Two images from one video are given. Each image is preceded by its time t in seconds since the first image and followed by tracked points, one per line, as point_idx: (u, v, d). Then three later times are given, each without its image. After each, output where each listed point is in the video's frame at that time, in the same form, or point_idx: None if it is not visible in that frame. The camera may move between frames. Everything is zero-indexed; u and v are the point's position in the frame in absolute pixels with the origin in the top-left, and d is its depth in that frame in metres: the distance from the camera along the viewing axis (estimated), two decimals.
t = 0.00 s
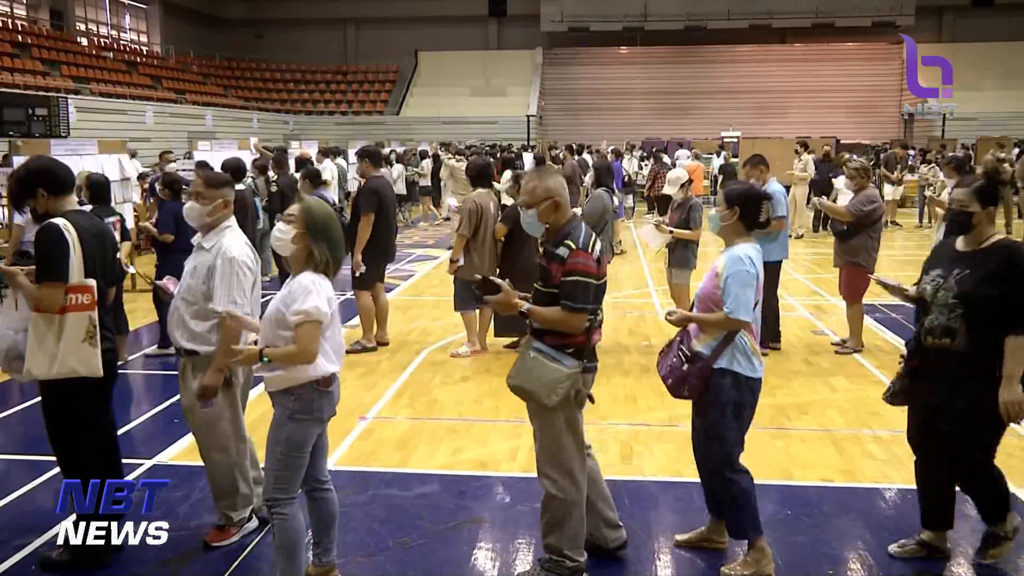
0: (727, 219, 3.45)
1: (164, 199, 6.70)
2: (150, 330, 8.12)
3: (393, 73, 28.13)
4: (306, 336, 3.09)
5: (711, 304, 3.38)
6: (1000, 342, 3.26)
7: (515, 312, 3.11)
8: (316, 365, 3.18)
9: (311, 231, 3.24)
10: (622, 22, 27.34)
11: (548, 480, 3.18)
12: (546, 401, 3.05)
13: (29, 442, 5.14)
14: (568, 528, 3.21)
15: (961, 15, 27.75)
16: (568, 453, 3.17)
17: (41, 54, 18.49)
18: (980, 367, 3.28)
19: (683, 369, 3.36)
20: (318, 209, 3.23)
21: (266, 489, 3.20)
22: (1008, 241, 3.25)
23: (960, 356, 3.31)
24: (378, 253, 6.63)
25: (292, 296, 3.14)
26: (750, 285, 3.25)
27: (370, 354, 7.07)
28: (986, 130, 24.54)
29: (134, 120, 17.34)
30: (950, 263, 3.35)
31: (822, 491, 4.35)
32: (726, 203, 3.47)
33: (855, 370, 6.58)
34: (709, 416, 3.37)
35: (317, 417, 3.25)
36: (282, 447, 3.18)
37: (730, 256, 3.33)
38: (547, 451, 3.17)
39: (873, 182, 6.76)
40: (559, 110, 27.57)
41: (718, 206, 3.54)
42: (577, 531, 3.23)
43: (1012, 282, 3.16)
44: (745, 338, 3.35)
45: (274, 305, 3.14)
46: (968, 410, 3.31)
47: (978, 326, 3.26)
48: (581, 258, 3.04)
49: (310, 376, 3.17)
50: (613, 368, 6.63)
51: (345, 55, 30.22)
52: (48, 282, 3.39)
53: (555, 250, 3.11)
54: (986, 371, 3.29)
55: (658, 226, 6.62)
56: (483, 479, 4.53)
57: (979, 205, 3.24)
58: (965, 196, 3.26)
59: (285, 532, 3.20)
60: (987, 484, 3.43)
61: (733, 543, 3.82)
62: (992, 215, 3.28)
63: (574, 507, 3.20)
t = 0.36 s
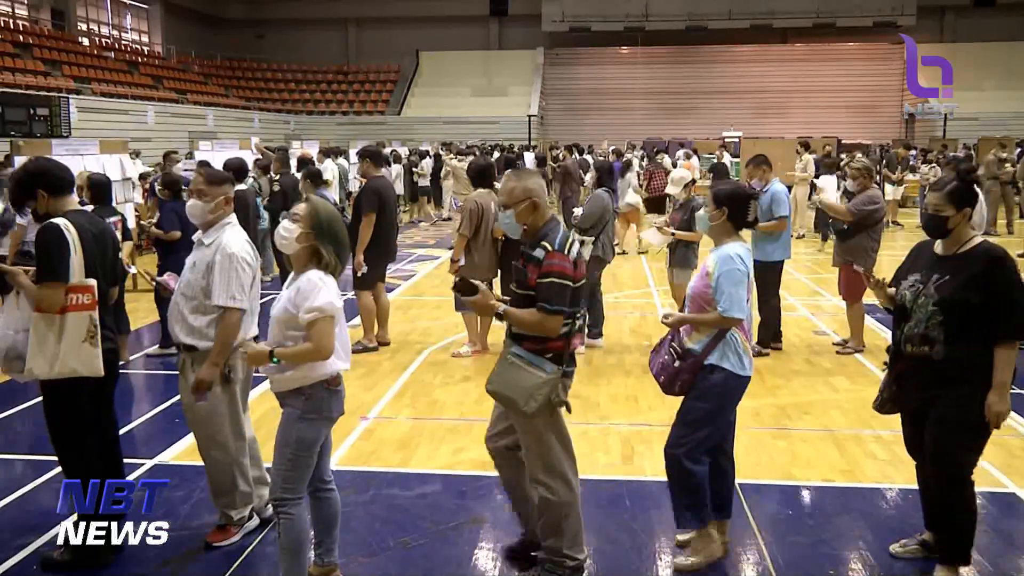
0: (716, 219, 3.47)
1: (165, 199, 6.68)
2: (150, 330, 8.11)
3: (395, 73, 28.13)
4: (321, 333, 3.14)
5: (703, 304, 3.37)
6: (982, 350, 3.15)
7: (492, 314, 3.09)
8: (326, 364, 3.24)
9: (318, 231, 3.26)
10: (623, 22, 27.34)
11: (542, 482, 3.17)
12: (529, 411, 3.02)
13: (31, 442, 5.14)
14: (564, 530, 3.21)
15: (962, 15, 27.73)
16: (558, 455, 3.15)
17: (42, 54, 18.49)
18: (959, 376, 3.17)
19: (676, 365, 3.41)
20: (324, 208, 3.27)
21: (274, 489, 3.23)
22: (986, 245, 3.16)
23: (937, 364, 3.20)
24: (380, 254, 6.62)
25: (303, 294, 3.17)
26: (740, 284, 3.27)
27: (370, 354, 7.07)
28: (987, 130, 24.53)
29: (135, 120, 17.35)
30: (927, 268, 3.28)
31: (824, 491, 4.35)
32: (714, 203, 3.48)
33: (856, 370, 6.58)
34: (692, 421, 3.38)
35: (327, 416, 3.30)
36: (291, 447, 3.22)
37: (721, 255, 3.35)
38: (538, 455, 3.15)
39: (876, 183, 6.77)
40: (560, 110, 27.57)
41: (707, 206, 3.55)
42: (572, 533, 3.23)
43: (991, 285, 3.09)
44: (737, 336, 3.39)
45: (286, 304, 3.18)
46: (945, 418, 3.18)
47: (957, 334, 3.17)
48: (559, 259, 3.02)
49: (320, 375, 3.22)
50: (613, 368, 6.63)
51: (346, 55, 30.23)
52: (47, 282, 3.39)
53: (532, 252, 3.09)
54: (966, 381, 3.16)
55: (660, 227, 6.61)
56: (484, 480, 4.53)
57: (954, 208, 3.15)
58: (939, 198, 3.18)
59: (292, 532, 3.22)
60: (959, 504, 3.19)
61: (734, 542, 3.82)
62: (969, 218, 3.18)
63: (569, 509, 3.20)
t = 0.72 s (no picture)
0: (699, 218, 3.48)
1: (168, 199, 6.68)
2: (153, 330, 8.13)
3: (398, 73, 28.17)
4: (328, 330, 3.14)
5: (687, 304, 3.37)
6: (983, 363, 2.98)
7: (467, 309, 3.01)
8: (335, 364, 3.26)
9: (325, 231, 3.28)
10: (626, 22, 27.34)
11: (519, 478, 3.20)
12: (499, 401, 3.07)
13: (34, 442, 5.15)
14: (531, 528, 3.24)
15: (966, 15, 27.70)
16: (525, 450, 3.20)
17: (46, 54, 18.54)
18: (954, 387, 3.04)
19: (662, 368, 3.40)
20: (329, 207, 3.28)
21: (277, 489, 3.24)
22: (992, 253, 2.99)
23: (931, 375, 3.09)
24: (383, 253, 6.63)
25: (312, 292, 3.18)
26: (725, 284, 3.26)
27: (373, 354, 7.09)
28: (991, 130, 24.50)
29: (139, 120, 17.39)
30: (927, 274, 3.14)
31: (826, 491, 4.35)
32: (698, 203, 3.49)
33: (859, 371, 6.57)
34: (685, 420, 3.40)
35: (333, 417, 3.32)
36: (297, 447, 3.22)
37: (705, 255, 3.34)
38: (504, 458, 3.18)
39: (880, 183, 6.76)
40: (563, 110, 27.56)
41: (691, 205, 3.56)
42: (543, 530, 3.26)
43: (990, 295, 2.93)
44: (723, 336, 3.37)
45: (294, 303, 3.19)
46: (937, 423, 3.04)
47: (953, 346, 3.02)
48: (534, 255, 3.05)
49: (328, 374, 3.24)
50: (616, 368, 6.62)
51: (349, 55, 30.27)
52: (50, 282, 3.40)
53: (510, 247, 3.11)
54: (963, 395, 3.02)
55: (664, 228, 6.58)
56: (487, 480, 4.53)
57: (960, 210, 3.01)
58: (943, 199, 3.05)
59: (295, 533, 3.23)
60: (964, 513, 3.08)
61: (737, 543, 3.82)
62: (975, 223, 3.04)
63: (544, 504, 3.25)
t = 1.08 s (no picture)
0: (682, 218, 3.50)
1: (171, 199, 6.68)
2: (156, 330, 8.14)
3: (401, 73, 28.18)
4: (329, 331, 3.15)
5: (664, 307, 3.39)
6: (967, 364, 2.91)
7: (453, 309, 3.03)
8: (339, 363, 3.26)
9: (325, 230, 3.28)
10: (629, 22, 27.32)
11: (492, 483, 3.18)
12: (475, 403, 3.06)
13: (37, 442, 5.16)
14: (507, 538, 3.19)
15: (969, 15, 27.67)
16: (503, 457, 3.16)
17: (48, 54, 18.54)
18: (941, 386, 2.94)
19: (637, 369, 3.40)
20: (327, 205, 3.27)
21: (280, 489, 3.24)
22: (976, 254, 2.92)
23: (914, 377, 2.99)
24: (385, 253, 6.63)
25: (313, 293, 3.19)
26: (703, 287, 3.27)
27: (376, 353, 7.08)
28: (994, 130, 24.47)
29: (141, 121, 17.41)
30: (911, 275, 3.08)
31: (829, 491, 4.35)
32: (681, 204, 3.52)
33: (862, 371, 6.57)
34: (664, 413, 3.39)
35: (338, 418, 3.33)
36: (301, 447, 3.24)
37: (685, 257, 3.35)
38: (485, 456, 3.18)
39: (884, 183, 6.70)
40: (565, 110, 27.55)
41: (674, 206, 3.59)
42: (514, 539, 3.22)
43: (960, 292, 2.84)
44: (700, 338, 3.38)
45: (297, 304, 3.21)
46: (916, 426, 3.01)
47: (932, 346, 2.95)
48: (521, 258, 3.03)
49: (330, 375, 3.24)
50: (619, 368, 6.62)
51: (352, 55, 30.28)
52: (53, 282, 3.40)
53: (502, 249, 3.11)
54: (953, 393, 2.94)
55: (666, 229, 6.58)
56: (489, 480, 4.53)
57: (942, 208, 2.93)
58: (926, 196, 2.97)
59: (297, 532, 3.23)
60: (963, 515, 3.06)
61: (739, 543, 3.81)
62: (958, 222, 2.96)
63: (515, 516, 3.19)
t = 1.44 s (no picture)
0: (677, 222, 3.53)
1: (176, 199, 6.69)
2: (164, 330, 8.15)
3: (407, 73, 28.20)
4: (312, 319, 3.13)
5: (663, 311, 3.43)
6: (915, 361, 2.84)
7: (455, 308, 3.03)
8: (339, 363, 3.27)
9: (331, 232, 3.27)
10: (635, 22, 27.31)
11: (497, 485, 3.18)
12: (470, 405, 3.06)
13: (44, 441, 5.17)
14: (514, 540, 3.20)
15: (976, 15, 27.59)
16: (508, 460, 3.16)
17: (55, 55, 18.58)
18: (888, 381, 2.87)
19: (632, 373, 3.44)
20: (331, 207, 3.27)
21: (288, 488, 3.26)
22: (929, 254, 2.87)
23: (863, 375, 2.91)
24: (392, 253, 6.63)
25: (321, 282, 3.23)
26: (701, 292, 3.30)
27: (382, 354, 7.08)
28: (1002, 130, 24.36)
29: (147, 120, 17.43)
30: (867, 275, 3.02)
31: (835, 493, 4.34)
32: (675, 207, 3.54)
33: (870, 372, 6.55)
34: (661, 416, 3.42)
35: (344, 418, 3.33)
36: (309, 448, 3.26)
37: (682, 263, 3.38)
38: (486, 459, 3.19)
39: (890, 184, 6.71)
40: (571, 110, 27.45)
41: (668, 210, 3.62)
42: (521, 541, 3.22)
43: (910, 289, 2.78)
44: (697, 342, 3.40)
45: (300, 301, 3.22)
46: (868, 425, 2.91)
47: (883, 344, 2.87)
48: (523, 259, 3.03)
49: (340, 374, 3.27)
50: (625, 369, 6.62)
51: (358, 56, 30.32)
52: (58, 281, 3.41)
53: (505, 251, 3.11)
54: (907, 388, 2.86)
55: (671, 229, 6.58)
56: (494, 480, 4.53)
57: (902, 207, 2.88)
58: (886, 195, 2.90)
59: (304, 533, 3.24)
60: (935, 506, 3.06)
61: (745, 543, 3.81)
62: (916, 223, 2.92)
63: (522, 517, 3.19)
